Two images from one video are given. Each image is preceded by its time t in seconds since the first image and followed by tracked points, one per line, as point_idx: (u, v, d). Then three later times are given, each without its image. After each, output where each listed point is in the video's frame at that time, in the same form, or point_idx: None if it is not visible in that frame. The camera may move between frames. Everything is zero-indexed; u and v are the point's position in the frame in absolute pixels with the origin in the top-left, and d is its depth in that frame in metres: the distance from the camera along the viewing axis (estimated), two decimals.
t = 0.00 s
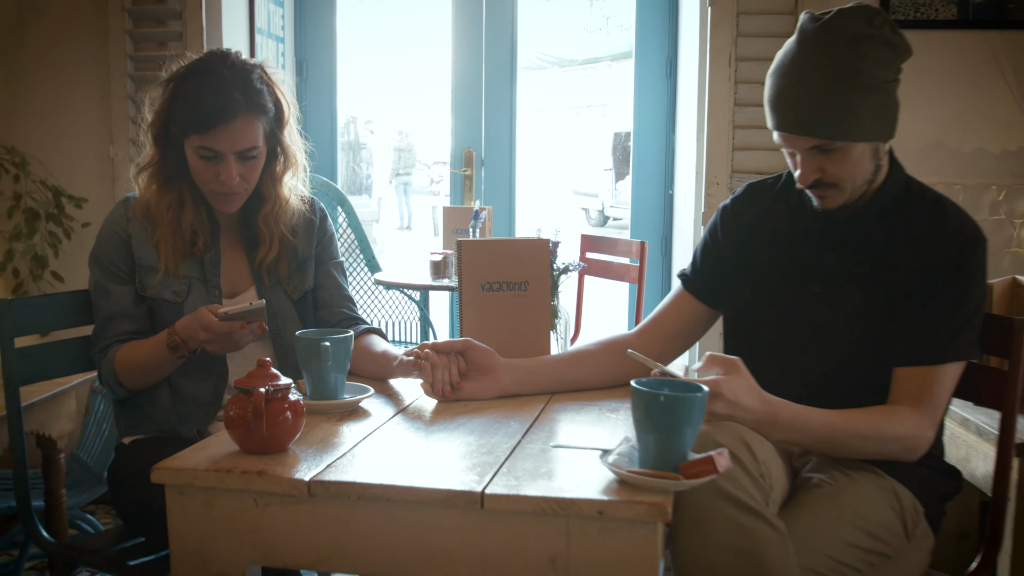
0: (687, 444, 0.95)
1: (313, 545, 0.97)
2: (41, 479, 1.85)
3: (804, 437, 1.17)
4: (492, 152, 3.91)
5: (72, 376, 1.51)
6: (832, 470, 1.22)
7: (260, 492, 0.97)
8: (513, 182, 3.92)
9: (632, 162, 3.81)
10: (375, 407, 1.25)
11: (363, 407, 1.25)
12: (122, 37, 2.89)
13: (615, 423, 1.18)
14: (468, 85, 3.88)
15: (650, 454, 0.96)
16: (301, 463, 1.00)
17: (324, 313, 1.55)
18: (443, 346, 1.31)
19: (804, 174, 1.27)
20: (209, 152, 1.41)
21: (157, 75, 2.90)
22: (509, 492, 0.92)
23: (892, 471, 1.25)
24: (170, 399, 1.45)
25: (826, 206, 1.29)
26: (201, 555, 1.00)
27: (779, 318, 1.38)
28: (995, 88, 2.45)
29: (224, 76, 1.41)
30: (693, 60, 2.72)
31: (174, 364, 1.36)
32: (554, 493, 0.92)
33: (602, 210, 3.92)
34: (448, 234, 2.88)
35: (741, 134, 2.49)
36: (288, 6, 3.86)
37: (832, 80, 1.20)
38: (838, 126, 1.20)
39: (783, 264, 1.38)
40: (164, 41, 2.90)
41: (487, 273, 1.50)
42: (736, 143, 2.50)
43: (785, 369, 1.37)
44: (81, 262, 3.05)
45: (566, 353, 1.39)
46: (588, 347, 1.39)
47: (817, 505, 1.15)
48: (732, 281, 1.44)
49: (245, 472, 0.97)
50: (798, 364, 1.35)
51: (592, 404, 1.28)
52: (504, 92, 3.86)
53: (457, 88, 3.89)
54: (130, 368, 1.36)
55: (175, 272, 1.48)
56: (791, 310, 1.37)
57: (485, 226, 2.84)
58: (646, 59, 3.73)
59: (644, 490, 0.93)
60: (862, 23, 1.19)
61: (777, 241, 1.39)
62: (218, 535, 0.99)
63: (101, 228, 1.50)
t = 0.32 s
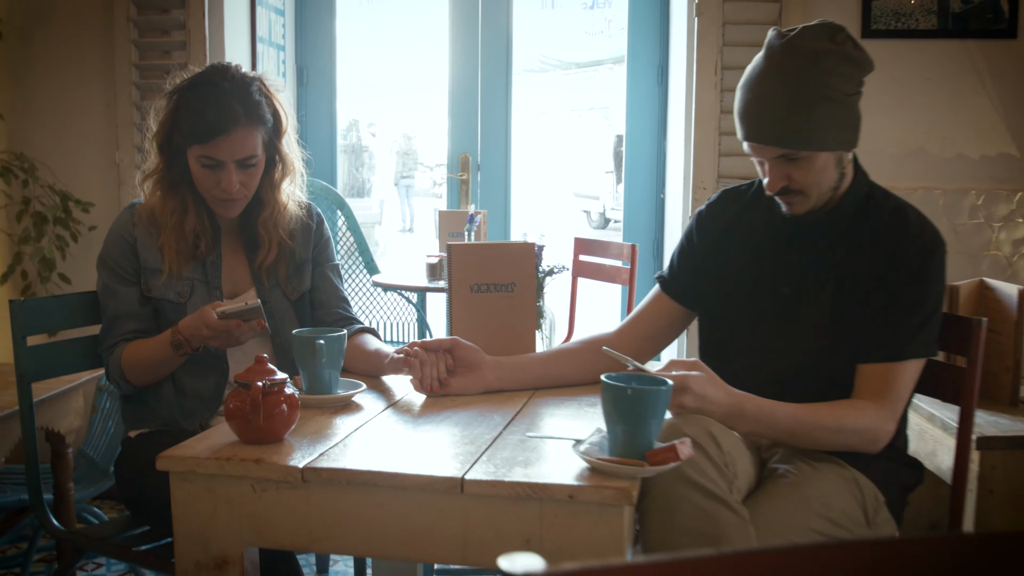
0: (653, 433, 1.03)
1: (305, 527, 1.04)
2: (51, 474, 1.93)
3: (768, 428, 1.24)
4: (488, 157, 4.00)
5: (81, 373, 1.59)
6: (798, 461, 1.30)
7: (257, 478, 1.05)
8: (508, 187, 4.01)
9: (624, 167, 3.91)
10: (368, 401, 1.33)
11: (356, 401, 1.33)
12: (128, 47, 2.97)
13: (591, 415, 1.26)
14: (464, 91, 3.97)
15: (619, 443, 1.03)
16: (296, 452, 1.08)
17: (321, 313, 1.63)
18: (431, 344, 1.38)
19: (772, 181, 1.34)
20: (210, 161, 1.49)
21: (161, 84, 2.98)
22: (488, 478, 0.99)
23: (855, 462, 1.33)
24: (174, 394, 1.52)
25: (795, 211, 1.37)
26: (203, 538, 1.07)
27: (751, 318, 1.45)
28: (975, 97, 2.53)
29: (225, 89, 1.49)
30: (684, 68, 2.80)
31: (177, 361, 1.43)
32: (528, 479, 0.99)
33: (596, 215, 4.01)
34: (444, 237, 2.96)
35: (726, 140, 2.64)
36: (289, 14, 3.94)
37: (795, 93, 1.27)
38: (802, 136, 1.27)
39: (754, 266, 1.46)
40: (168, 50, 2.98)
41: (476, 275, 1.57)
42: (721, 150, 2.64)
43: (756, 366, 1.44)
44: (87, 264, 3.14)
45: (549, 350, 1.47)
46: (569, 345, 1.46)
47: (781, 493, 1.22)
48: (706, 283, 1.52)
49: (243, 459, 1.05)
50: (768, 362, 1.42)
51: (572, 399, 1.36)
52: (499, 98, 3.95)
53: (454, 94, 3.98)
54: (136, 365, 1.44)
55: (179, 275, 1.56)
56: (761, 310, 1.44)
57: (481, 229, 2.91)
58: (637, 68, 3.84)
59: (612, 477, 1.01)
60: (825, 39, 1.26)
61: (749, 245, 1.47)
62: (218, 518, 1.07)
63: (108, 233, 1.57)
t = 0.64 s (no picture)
0: (624, 422, 1.10)
1: (298, 509, 1.11)
2: (58, 467, 2.00)
3: (739, 419, 1.31)
4: (485, 160, 4.07)
5: (86, 368, 1.66)
6: (768, 451, 1.36)
7: (253, 463, 1.12)
8: (504, 190, 4.09)
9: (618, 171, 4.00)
10: (360, 394, 1.40)
11: (348, 394, 1.40)
12: (132, 53, 3.05)
13: (570, 408, 1.33)
14: (460, 95, 4.05)
15: (591, 431, 1.10)
16: (289, 440, 1.15)
17: (318, 311, 1.71)
18: (421, 339, 1.45)
19: (744, 185, 1.41)
20: (210, 165, 1.56)
21: (165, 89, 3.05)
22: (469, 463, 1.06)
23: (823, 452, 1.39)
24: (176, 389, 1.59)
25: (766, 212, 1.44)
26: (202, 521, 1.14)
27: (727, 315, 1.52)
28: (957, 101, 2.59)
29: (224, 97, 1.56)
30: (674, 74, 2.87)
31: (179, 357, 1.50)
32: (506, 464, 1.06)
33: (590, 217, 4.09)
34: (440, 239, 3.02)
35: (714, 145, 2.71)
36: (290, 20, 4.03)
37: (764, 101, 1.34)
38: (770, 142, 1.34)
39: (729, 265, 1.52)
40: (172, 57, 3.05)
41: (465, 274, 1.64)
42: (709, 153, 2.72)
43: (731, 361, 1.51)
44: (92, 265, 3.21)
45: (533, 347, 1.53)
46: (553, 341, 1.53)
47: (750, 480, 1.29)
48: (684, 281, 1.58)
49: (239, 446, 1.12)
50: (743, 357, 1.49)
51: (553, 392, 1.42)
52: (494, 103, 4.02)
53: (452, 99, 4.06)
54: (140, 361, 1.51)
55: (181, 274, 1.63)
56: (735, 307, 1.51)
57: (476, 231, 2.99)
58: (630, 75, 3.93)
59: (583, 461, 1.07)
60: (793, 50, 1.33)
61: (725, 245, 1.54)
62: (217, 502, 1.14)
63: (113, 234, 1.64)
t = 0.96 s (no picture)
0: (591, 409, 1.17)
1: (287, 492, 1.19)
2: (64, 458, 2.08)
3: (707, 410, 1.38)
4: (482, 164, 4.15)
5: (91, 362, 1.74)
6: (738, 440, 1.43)
7: (245, 448, 1.19)
8: (501, 191, 4.17)
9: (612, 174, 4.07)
10: (349, 386, 1.47)
11: (338, 386, 1.48)
12: (138, 60, 3.13)
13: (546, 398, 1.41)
14: (457, 99, 4.13)
15: (562, 418, 1.17)
16: (280, 427, 1.23)
17: (312, 309, 1.78)
18: (408, 334, 1.52)
19: (713, 187, 1.49)
20: (208, 168, 1.64)
21: (169, 96, 3.14)
22: (446, 448, 1.13)
23: (788, 441, 1.47)
24: (177, 382, 1.68)
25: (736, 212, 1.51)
26: (198, 504, 1.22)
27: (700, 311, 1.59)
28: (937, 103, 2.74)
29: (221, 104, 1.64)
30: (664, 79, 2.94)
31: (180, 351, 1.58)
32: (481, 448, 1.13)
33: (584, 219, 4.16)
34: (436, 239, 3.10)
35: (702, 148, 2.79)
36: (291, 26, 4.11)
37: (730, 108, 1.41)
38: (736, 146, 1.41)
39: (702, 264, 1.60)
40: (176, 63, 3.13)
41: (452, 274, 1.72)
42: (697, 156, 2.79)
43: (704, 355, 1.58)
44: (98, 265, 3.31)
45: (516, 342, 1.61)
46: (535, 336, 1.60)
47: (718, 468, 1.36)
48: (660, 280, 1.66)
49: (233, 432, 1.19)
50: (714, 350, 1.57)
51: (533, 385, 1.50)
52: (491, 108, 4.11)
53: (450, 103, 4.14)
54: (142, 355, 1.59)
55: (181, 273, 1.71)
56: (708, 303, 1.58)
57: (471, 232, 3.07)
58: (624, 79, 4.01)
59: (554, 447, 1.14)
60: (758, 59, 1.41)
61: (699, 245, 1.61)
62: (210, 485, 1.21)
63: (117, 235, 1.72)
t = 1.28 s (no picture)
0: (570, 399, 1.25)
1: (287, 476, 1.27)
2: (82, 450, 2.18)
3: (686, 401, 1.46)
4: (487, 168, 4.24)
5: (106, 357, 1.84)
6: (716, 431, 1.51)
7: (247, 435, 1.28)
8: (505, 196, 4.25)
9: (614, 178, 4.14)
10: (349, 379, 1.56)
11: (339, 378, 1.56)
12: (153, 69, 3.23)
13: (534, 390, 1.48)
14: (462, 105, 4.22)
15: (541, 408, 1.25)
16: (280, 415, 1.31)
17: (315, 307, 1.87)
18: (405, 330, 1.60)
19: (694, 190, 1.56)
20: (217, 174, 1.73)
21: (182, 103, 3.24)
22: (431, 435, 1.21)
23: (766, 432, 1.54)
24: (188, 376, 1.76)
25: (716, 215, 1.59)
26: (203, 487, 1.30)
27: (683, 309, 1.67)
28: (929, 108, 2.84)
29: (229, 112, 1.73)
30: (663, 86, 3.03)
31: (190, 346, 1.67)
32: (465, 435, 1.21)
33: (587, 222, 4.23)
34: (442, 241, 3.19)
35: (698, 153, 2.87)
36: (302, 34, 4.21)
37: (709, 114, 1.48)
38: (714, 152, 1.49)
39: (687, 265, 1.68)
40: (190, 71, 3.23)
41: (449, 272, 1.80)
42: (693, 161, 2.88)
43: (687, 350, 1.65)
44: (114, 265, 3.41)
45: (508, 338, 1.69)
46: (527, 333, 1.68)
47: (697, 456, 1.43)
48: (647, 280, 1.74)
49: (236, 420, 1.28)
50: (697, 347, 1.64)
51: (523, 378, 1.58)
52: (496, 114, 4.20)
53: (456, 109, 4.23)
54: (153, 351, 1.68)
55: (192, 272, 1.79)
56: (690, 302, 1.66)
57: (476, 234, 3.16)
58: (626, 85, 4.09)
59: (533, 435, 1.22)
60: (736, 68, 1.49)
61: (684, 246, 1.69)
62: (216, 469, 1.30)
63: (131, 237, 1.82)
